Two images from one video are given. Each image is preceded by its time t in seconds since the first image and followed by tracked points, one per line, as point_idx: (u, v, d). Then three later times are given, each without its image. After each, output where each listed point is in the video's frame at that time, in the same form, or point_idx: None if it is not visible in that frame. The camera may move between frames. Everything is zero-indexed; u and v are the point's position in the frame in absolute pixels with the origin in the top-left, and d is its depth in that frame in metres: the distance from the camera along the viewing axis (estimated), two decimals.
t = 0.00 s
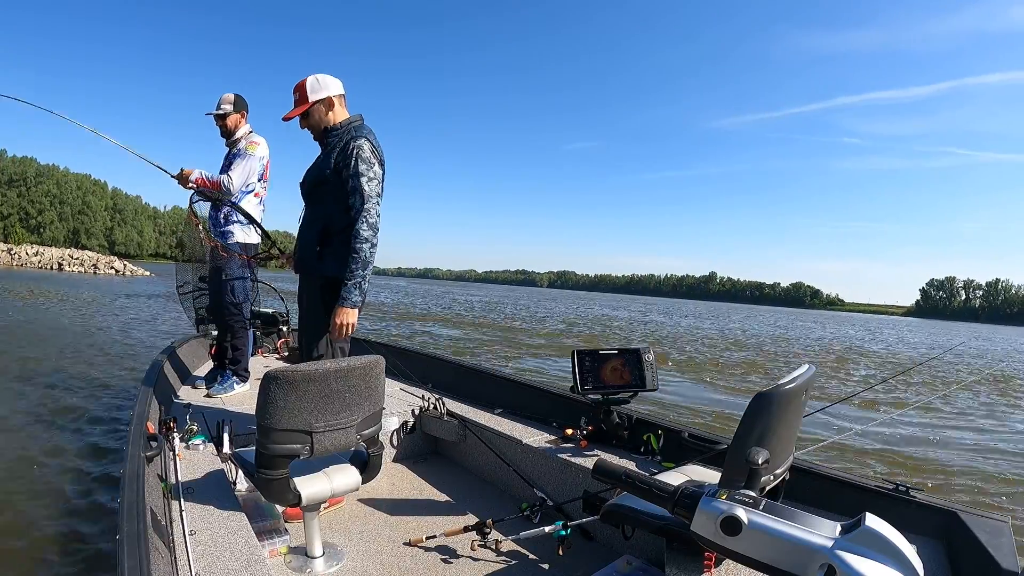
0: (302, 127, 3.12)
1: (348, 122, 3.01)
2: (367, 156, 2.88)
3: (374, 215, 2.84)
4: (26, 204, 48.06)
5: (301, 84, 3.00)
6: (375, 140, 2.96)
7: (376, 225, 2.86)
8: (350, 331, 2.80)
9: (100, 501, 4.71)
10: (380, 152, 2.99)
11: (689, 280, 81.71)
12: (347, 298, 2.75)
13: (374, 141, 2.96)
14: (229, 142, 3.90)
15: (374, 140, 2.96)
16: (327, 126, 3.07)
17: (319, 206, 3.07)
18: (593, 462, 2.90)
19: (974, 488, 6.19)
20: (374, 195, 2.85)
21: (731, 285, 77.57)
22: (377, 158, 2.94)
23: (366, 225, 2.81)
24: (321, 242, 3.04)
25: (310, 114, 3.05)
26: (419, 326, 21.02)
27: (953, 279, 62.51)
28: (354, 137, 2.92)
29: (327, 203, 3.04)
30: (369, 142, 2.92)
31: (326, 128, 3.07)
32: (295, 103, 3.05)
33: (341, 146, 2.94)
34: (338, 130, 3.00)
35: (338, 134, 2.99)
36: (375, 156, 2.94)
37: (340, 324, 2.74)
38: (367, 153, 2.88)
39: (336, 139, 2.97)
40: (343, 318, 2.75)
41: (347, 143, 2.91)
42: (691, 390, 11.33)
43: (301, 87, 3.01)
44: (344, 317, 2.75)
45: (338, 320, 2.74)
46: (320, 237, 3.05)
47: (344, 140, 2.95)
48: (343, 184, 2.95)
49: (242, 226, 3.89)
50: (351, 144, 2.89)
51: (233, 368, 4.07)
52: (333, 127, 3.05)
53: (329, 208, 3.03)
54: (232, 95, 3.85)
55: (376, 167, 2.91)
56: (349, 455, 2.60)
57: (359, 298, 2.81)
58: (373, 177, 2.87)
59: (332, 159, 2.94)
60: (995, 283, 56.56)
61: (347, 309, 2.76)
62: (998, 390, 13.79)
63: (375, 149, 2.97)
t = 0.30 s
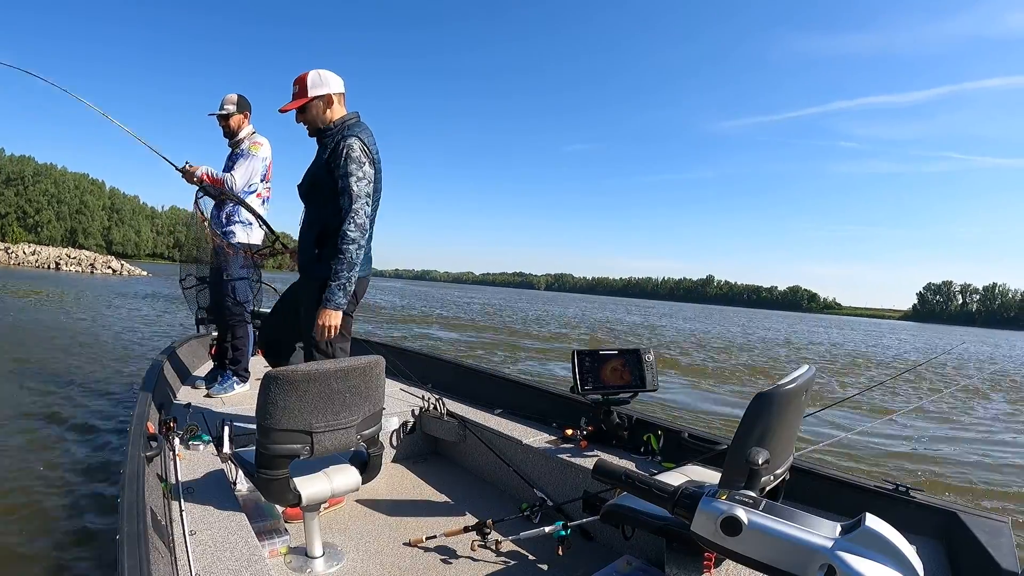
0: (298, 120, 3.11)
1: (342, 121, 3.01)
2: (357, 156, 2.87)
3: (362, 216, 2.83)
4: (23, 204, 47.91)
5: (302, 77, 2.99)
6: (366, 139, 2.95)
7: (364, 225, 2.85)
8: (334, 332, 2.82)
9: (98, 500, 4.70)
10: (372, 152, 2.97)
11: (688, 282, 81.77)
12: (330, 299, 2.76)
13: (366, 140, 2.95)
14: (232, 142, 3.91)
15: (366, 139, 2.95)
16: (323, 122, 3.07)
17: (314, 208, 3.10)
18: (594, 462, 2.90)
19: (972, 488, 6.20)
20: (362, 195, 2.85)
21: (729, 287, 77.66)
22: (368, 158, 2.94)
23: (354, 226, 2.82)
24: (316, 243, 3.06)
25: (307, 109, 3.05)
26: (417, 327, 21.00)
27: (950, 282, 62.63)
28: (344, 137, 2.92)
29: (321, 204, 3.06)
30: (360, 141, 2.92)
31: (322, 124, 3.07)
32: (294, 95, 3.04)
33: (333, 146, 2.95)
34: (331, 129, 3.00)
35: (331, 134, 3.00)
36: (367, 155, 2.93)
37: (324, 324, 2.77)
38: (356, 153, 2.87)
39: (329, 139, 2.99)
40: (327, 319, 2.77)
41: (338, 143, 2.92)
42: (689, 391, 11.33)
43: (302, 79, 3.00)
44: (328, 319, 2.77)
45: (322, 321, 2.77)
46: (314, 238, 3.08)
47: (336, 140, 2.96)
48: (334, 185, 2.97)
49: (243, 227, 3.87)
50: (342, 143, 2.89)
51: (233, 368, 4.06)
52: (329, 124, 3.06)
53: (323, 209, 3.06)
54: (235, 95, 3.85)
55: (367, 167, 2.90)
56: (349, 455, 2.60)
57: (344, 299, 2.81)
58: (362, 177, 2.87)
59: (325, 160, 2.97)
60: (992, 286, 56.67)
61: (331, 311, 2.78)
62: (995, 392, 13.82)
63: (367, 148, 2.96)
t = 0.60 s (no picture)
0: (288, 118, 3.13)
1: (332, 118, 3.02)
2: (346, 152, 2.88)
3: (352, 210, 2.83)
4: (20, 204, 47.69)
5: (294, 76, 3.03)
6: (356, 135, 2.95)
7: (354, 220, 2.85)
8: (323, 326, 2.79)
9: (97, 502, 4.69)
10: (363, 148, 2.97)
11: (686, 283, 81.82)
12: (318, 293, 2.73)
13: (356, 136, 2.95)
14: (232, 142, 3.91)
15: (356, 135, 2.95)
16: (312, 120, 3.08)
17: (307, 206, 3.11)
18: (594, 462, 2.90)
19: (970, 488, 6.21)
20: (352, 190, 2.85)
21: (727, 288, 77.69)
22: (358, 154, 2.93)
23: (344, 221, 2.81)
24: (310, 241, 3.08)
25: (297, 106, 3.06)
26: (415, 327, 20.99)
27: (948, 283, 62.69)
28: (334, 133, 2.93)
29: (313, 201, 3.07)
30: (350, 137, 2.92)
31: (312, 122, 3.09)
32: (285, 93, 3.07)
33: (323, 144, 2.95)
34: (322, 127, 3.02)
35: (321, 131, 3.01)
36: (356, 151, 2.93)
37: (312, 319, 2.75)
38: (346, 149, 2.88)
39: (320, 136, 3.01)
40: (314, 313, 2.75)
41: (328, 140, 2.92)
42: (688, 391, 11.33)
43: (293, 77, 3.04)
44: (315, 313, 2.74)
45: (309, 316, 2.74)
46: (309, 236, 3.10)
47: (326, 137, 2.97)
48: (326, 182, 2.97)
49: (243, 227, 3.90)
50: (331, 140, 2.90)
51: (233, 369, 4.06)
52: (319, 121, 3.08)
53: (316, 207, 3.06)
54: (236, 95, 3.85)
55: (356, 162, 2.90)
56: (349, 455, 2.60)
57: (333, 294, 2.79)
58: (352, 172, 2.87)
59: (316, 157, 2.98)
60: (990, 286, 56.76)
61: (318, 305, 2.75)
62: (993, 392, 13.83)
63: (357, 144, 2.96)
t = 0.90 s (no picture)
0: (270, 121, 3.16)
1: (312, 121, 3.03)
2: (326, 152, 2.88)
3: (336, 209, 2.84)
4: (17, 203, 47.57)
5: (275, 80, 3.06)
6: (336, 135, 2.96)
7: (339, 218, 2.85)
8: (321, 325, 2.78)
9: (97, 502, 4.69)
10: (343, 147, 2.98)
11: (684, 282, 81.81)
12: (313, 292, 2.74)
13: (336, 135, 2.96)
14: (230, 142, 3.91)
15: (335, 135, 2.96)
16: (293, 123, 3.11)
17: (291, 208, 3.11)
18: (593, 462, 2.90)
19: (969, 487, 6.21)
20: (335, 189, 2.85)
21: (726, 287, 77.72)
22: (339, 153, 2.94)
23: (328, 219, 2.82)
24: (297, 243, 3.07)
25: (278, 110, 3.09)
26: (413, 328, 20.97)
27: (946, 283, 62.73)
28: (314, 134, 2.94)
29: (298, 203, 3.07)
30: (330, 137, 2.93)
31: (292, 125, 3.11)
32: (267, 97, 3.10)
33: (303, 146, 2.96)
34: (303, 129, 3.03)
35: (302, 134, 3.02)
36: (336, 150, 2.93)
37: (309, 318, 2.74)
38: (326, 149, 2.88)
39: (300, 138, 3.01)
40: (311, 312, 2.75)
41: (308, 142, 2.93)
42: (686, 390, 11.33)
43: (275, 81, 3.07)
44: (312, 312, 2.75)
45: (306, 315, 2.74)
46: (295, 238, 3.09)
47: (306, 140, 2.97)
48: (308, 182, 2.97)
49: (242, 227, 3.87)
50: (311, 141, 2.90)
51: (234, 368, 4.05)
52: (299, 124, 3.09)
53: (300, 208, 3.06)
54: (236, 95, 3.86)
55: (337, 161, 2.90)
56: (349, 454, 2.59)
57: (327, 292, 2.79)
58: (334, 171, 2.88)
59: (298, 159, 2.98)
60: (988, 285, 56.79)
61: (315, 304, 2.76)
62: (991, 391, 13.84)
63: (337, 144, 2.97)
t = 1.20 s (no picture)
0: (257, 128, 3.17)
1: (298, 123, 3.04)
2: (313, 150, 2.89)
3: (321, 205, 2.84)
4: (16, 201, 47.48)
5: (261, 88, 3.05)
6: (323, 135, 2.98)
7: (323, 214, 2.85)
8: (296, 313, 2.76)
9: (96, 502, 4.68)
10: (330, 147, 2.99)
11: (683, 285, 81.83)
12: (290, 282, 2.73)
13: (323, 136, 2.98)
14: (235, 142, 3.90)
15: (323, 135, 2.98)
16: (278, 130, 3.11)
17: (278, 207, 3.10)
18: (593, 462, 2.91)
19: (968, 488, 6.21)
20: (320, 186, 2.86)
21: (724, 290, 77.82)
22: (325, 153, 2.95)
23: (312, 215, 2.82)
24: (284, 240, 3.06)
25: (264, 116, 3.09)
26: (412, 328, 20.97)
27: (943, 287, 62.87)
28: (301, 134, 2.95)
29: (284, 203, 3.06)
30: (317, 137, 2.94)
31: (279, 130, 3.11)
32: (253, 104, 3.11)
33: (291, 146, 2.97)
34: (289, 131, 3.04)
35: (289, 136, 3.03)
36: (323, 149, 2.95)
37: (284, 306, 2.73)
38: (313, 147, 2.89)
39: (287, 139, 3.02)
40: (287, 301, 2.73)
41: (296, 141, 2.94)
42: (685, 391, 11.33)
43: (260, 90, 3.07)
44: (287, 300, 2.73)
45: (282, 303, 2.73)
46: (282, 238, 3.07)
47: (293, 140, 2.99)
48: (295, 181, 2.98)
49: (243, 228, 3.91)
50: (298, 141, 2.92)
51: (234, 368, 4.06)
52: (286, 130, 3.10)
53: (286, 207, 3.05)
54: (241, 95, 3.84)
55: (324, 161, 2.91)
56: (349, 454, 2.59)
57: (304, 283, 2.78)
58: (320, 170, 2.88)
59: (285, 158, 2.98)
60: (986, 290, 56.90)
61: (291, 293, 2.74)
62: (988, 394, 13.88)
63: (324, 144, 2.98)
